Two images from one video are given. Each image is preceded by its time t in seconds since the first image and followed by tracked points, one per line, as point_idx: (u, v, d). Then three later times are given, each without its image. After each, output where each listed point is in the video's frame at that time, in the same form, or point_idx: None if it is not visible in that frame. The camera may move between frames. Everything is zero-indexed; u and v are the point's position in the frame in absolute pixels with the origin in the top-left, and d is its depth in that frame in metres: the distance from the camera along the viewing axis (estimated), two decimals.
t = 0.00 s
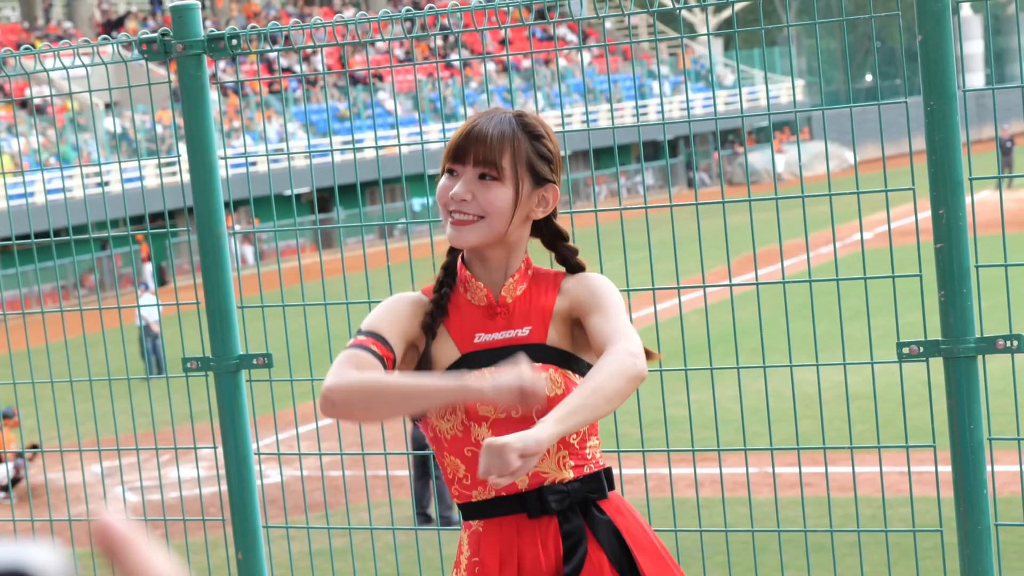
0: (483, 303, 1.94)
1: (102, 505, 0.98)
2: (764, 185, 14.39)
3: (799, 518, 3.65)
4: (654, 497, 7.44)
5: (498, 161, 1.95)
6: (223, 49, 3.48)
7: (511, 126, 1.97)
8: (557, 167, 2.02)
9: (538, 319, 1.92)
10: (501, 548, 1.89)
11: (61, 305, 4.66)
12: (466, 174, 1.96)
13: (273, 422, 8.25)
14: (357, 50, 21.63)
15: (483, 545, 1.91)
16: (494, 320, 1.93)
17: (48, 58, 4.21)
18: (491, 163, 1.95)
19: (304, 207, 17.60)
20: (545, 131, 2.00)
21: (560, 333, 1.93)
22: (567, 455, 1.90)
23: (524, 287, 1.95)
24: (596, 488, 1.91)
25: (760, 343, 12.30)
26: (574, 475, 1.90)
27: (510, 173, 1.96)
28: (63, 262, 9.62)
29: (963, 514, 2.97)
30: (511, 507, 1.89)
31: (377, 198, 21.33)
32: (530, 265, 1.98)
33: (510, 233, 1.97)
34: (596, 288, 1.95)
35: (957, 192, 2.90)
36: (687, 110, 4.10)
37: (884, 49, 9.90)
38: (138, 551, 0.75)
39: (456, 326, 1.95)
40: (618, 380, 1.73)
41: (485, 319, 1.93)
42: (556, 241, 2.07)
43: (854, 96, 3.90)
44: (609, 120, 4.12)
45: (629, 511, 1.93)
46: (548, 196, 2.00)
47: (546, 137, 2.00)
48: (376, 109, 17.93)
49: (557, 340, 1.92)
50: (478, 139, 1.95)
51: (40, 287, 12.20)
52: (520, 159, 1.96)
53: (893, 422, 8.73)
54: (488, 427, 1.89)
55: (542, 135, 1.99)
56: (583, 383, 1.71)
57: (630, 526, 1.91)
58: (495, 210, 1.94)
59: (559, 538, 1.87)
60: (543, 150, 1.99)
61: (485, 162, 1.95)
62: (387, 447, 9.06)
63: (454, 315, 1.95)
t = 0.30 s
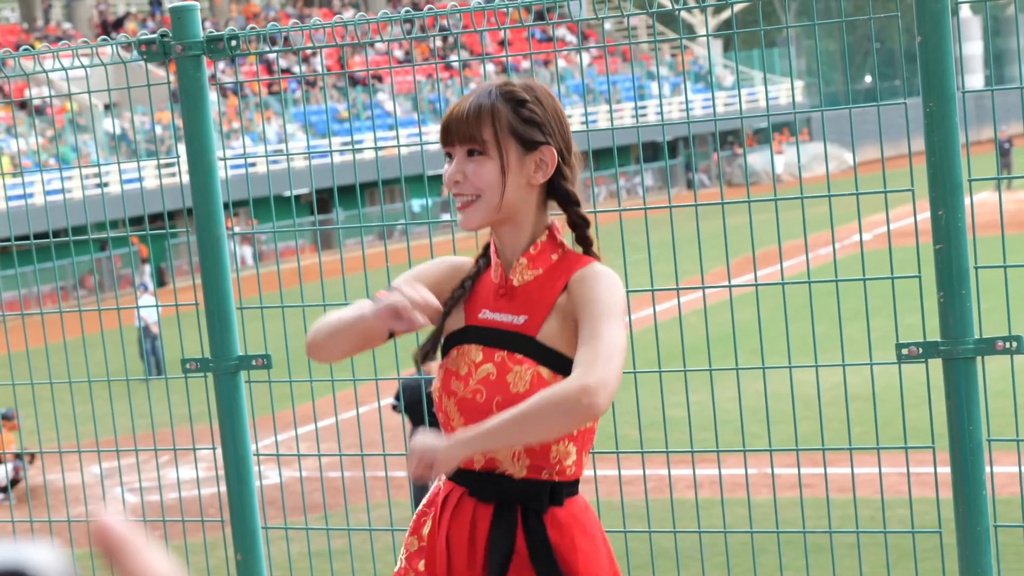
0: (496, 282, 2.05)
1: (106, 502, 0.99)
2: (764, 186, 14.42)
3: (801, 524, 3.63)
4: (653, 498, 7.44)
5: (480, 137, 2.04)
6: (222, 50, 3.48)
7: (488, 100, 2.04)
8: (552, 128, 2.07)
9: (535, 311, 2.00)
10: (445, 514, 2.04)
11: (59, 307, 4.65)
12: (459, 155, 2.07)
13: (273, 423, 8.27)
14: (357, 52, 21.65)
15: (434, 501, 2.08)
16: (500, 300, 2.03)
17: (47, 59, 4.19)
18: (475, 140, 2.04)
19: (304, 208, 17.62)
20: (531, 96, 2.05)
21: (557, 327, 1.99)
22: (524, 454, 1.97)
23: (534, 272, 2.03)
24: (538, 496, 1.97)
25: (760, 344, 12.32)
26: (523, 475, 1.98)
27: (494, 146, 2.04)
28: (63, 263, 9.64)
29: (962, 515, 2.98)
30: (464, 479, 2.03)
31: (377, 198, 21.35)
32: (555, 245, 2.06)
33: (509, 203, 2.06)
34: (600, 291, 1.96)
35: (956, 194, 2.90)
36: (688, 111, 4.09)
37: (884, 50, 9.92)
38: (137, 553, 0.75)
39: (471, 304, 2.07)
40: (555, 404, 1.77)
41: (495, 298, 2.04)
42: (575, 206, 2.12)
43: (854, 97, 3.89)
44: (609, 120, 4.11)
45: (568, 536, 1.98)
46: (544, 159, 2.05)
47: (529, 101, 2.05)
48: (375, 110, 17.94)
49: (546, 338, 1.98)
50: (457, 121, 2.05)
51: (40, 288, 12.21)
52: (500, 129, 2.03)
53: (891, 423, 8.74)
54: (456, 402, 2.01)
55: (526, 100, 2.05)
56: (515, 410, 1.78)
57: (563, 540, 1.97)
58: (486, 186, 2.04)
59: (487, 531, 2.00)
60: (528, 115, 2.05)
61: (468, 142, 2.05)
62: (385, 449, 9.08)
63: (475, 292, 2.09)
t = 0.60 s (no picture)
0: (465, 265, 2.08)
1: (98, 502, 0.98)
2: (764, 187, 14.43)
3: (800, 526, 3.62)
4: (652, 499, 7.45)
5: (498, 124, 2.07)
6: (222, 51, 3.48)
7: (510, 90, 2.10)
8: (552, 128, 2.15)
9: (512, 286, 2.04)
10: (457, 507, 2.05)
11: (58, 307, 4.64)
12: (466, 137, 2.09)
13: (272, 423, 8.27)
14: (357, 52, 21.65)
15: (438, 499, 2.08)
16: (474, 282, 2.06)
17: (46, 60, 4.18)
18: (493, 126, 2.07)
19: (303, 208, 17.61)
20: (543, 98, 2.13)
21: (537, 297, 2.04)
22: (529, 425, 2.02)
23: (506, 252, 2.07)
24: (551, 463, 2.02)
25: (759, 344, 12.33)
26: (532, 447, 2.01)
27: (510, 136, 2.09)
28: (62, 264, 9.63)
29: (962, 517, 2.97)
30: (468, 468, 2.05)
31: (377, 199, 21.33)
32: (518, 228, 2.11)
33: (506, 193, 2.10)
34: (583, 251, 2.03)
35: (955, 195, 2.90)
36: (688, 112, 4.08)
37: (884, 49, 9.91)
38: (135, 553, 0.75)
39: (441, 294, 2.09)
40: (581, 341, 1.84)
41: (466, 281, 2.07)
42: (544, 203, 2.20)
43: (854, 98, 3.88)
44: (608, 120, 4.10)
45: (581, 491, 2.03)
46: (543, 160, 2.14)
47: (538, 103, 2.13)
48: (375, 110, 17.96)
49: (531, 307, 2.03)
50: (479, 103, 2.08)
51: (39, 289, 12.20)
52: (519, 122, 2.09)
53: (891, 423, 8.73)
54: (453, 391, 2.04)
55: (539, 97, 2.12)
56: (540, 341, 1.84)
57: (579, 504, 2.02)
58: (493, 171, 2.07)
59: (506, 509, 2.01)
60: (540, 115, 2.12)
61: (486, 125, 2.07)
62: (384, 449, 9.08)
63: (445, 279, 2.10)
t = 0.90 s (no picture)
0: (471, 281, 2.04)
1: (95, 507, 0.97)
2: (764, 187, 14.44)
3: (799, 527, 3.62)
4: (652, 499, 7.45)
5: (494, 139, 2.03)
6: (221, 52, 3.47)
7: (494, 102, 2.05)
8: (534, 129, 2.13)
9: (522, 299, 2.03)
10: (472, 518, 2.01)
11: (58, 306, 4.63)
12: (466, 158, 2.04)
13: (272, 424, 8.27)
14: (356, 53, 21.68)
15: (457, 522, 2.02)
16: (480, 298, 2.04)
17: (44, 60, 4.16)
18: (489, 142, 2.03)
19: (302, 208, 17.60)
20: (521, 100, 2.10)
21: (547, 308, 2.04)
22: (541, 438, 2.00)
23: (512, 265, 2.05)
24: (567, 475, 1.99)
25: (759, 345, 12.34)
26: (547, 459, 1.99)
27: (507, 147, 2.05)
28: (61, 264, 9.64)
29: (961, 518, 2.97)
30: (481, 484, 2.00)
31: (376, 199, 21.34)
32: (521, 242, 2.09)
33: (513, 204, 2.08)
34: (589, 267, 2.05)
35: (954, 195, 2.90)
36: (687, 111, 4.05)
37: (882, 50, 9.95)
38: (131, 554, 0.73)
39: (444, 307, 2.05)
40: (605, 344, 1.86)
41: (473, 298, 2.04)
42: (531, 207, 2.19)
43: (852, 99, 3.87)
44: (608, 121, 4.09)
45: (597, 499, 2.01)
46: (536, 161, 2.13)
47: (521, 104, 2.10)
48: (374, 111, 17.97)
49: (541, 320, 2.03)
50: (470, 124, 2.03)
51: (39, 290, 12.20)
52: (511, 132, 2.06)
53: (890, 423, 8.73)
54: (463, 406, 2.02)
55: (520, 104, 2.09)
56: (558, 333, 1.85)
57: (594, 517, 2.00)
58: (500, 188, 2.04)
59: (528, 521, 1.97)
60: (525, 117, 2.09)
61: (484, 143, 2.03)
62: (384, 449, 9.09)
63: (443, 295, 2.07)
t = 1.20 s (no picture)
0: (502, 298, 2.00)
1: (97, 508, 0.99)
2: (764, 188, 14.47)
3: (800, 530, 3.61)
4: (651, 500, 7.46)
5: (507, 158, 1.98)
6: (220, 53, 3.47)
7: (503, 120, 2.00)
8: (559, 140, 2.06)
9: (541, 329, 1.96)
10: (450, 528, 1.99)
11: (58, 308, 4.63)
12: (483, 180, 2.00)
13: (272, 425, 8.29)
14: (355, 55, 21.72)
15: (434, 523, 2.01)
16: (505, 316, 1.99)
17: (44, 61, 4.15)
18: (503, 161, 1.98)
19: (302, 210, 17.63)
20: (538, 113, 2.03)
21: (565, 344, 1.95)
22: (530, 470, 1.93)
23: (542, 290, 1.98)
24: (542, 514, 1.93)
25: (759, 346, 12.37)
26: (529, 492, 1.93)
27: (524, 164, 1.99)
28: (60, 266, 9.65)
29: (960, 519, 2.97)
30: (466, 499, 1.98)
31: (376, 200, 21.37)
32: (563, 265, 2.01)
33: (542, 221, 2.02)
34: (608, 308, 1.92)
35: (954, 196, 2.90)
36: (686, 111, 4.05)
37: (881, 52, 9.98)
38: (130, 554, 0.76)
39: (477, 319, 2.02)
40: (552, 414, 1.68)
41: (500, 315, 1.99)
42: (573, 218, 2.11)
43: (852, 99, 3.86)
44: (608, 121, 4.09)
45: (569, 551, 1.95)
46: (564, 172, 2.05)
47: (538, 117, 2.03)
48: (374, 113, 18.01)
49: (555, 355, 1.95)
50: (479, 144, 1.99)
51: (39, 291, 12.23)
52: (525, 147, 1.99)
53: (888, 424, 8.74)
54: (462, 421, 1.99)
55: (537, 117, 2.02)
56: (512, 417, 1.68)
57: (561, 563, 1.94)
58: (522, 206, 1.98)
59: (491, 549, 1.94)
60: (543, 130, 2.02)
61: (498, 163, 1.98)
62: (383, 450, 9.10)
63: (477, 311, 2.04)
